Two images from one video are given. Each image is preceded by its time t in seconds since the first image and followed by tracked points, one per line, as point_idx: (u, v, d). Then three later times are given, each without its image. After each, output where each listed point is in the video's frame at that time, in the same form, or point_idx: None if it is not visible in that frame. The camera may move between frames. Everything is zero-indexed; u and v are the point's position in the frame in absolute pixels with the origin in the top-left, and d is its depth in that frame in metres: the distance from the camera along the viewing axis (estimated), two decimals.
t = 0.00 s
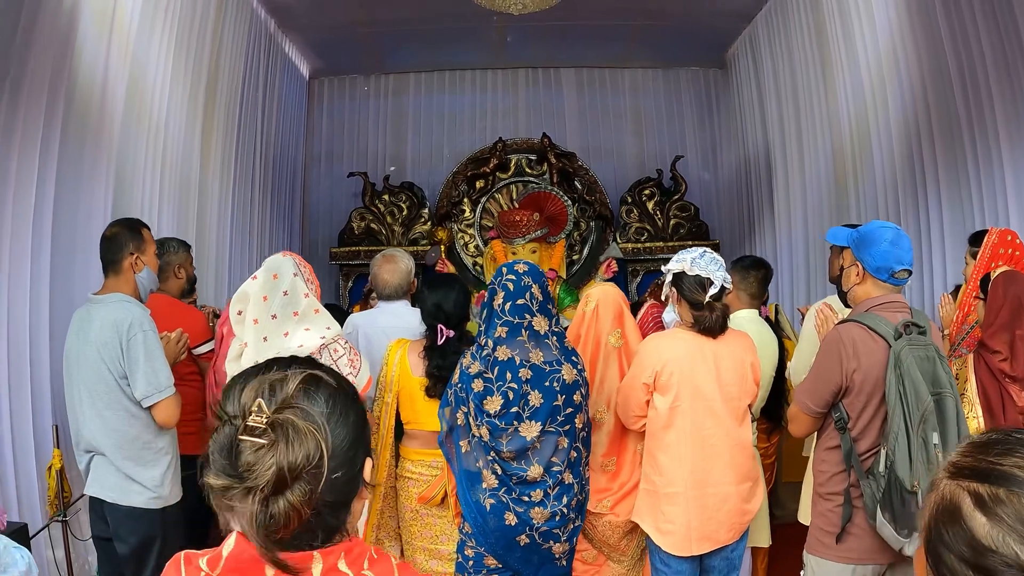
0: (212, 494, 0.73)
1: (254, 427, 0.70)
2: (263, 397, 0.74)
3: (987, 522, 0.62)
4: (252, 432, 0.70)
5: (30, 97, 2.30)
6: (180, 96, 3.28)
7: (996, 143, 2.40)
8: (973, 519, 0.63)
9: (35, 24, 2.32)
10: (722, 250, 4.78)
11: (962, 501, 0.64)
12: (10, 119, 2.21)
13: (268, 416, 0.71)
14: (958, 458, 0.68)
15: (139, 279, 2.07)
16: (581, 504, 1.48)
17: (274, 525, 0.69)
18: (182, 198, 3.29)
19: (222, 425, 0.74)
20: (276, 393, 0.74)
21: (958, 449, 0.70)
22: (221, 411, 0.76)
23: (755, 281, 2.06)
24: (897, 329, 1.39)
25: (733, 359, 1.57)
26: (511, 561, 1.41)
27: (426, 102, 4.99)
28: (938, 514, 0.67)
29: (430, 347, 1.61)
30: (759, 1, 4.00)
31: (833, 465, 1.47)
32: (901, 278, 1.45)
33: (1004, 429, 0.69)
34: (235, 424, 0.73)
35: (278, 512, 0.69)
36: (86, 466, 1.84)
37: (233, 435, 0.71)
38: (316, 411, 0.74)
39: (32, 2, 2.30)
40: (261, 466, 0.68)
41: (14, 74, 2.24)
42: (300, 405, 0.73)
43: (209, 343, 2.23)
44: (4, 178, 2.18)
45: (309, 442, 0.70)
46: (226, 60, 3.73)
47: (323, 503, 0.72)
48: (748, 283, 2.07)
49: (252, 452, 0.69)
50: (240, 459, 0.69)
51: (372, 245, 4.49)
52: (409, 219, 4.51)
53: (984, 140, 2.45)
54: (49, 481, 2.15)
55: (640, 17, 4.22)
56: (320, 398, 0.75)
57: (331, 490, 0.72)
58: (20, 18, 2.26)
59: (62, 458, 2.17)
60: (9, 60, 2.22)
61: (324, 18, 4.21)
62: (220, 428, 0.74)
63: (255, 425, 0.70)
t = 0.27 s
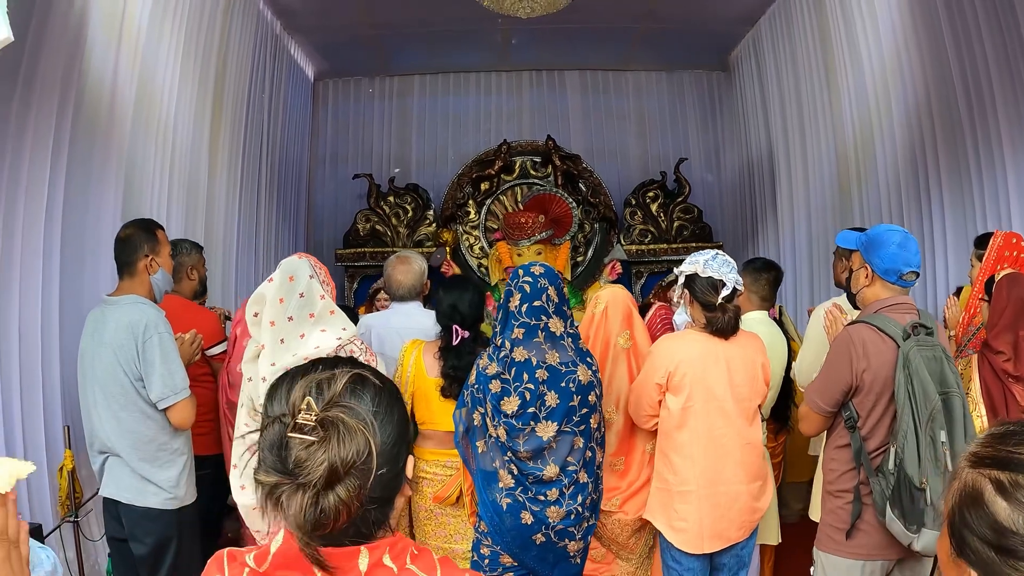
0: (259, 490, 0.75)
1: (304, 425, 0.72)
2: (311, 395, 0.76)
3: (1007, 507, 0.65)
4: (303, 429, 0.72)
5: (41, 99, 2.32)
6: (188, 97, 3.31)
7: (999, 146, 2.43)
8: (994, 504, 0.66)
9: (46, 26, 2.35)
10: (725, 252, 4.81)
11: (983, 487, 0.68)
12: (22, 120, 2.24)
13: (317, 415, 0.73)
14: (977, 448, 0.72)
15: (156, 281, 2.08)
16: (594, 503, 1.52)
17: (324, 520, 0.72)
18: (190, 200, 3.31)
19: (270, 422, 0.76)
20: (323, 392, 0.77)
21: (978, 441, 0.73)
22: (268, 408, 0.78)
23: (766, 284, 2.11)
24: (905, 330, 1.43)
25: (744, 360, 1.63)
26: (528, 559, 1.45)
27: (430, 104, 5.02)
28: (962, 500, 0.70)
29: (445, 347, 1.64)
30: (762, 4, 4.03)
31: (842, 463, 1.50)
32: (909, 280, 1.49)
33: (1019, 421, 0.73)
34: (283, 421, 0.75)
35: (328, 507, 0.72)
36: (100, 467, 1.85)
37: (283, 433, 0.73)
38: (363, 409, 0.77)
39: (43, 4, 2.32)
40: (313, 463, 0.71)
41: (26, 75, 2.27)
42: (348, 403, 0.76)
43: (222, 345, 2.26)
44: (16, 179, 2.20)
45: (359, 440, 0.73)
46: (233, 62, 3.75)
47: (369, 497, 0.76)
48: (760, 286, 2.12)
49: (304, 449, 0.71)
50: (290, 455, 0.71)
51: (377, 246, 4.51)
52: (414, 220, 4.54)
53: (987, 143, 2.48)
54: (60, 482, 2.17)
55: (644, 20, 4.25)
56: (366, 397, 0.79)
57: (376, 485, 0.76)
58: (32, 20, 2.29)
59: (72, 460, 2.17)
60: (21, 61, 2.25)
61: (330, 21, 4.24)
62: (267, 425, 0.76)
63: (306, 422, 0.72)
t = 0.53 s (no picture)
0: (296, 494, 0.78)
1: (340, 431, 0.75)
2: (346, 401, 0.79)
3: (1019, 502, 0.68)
4: (339, 435, 0.75)
5: (50, 102, 2.34)
6: (194, 100, 3.33)
7: (1000, 149, 2.46)
8: (1006, 499, 0.69)
9: (55, 28, 2.37)
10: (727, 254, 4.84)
11: (995, 484, 0.70)
12: (31, 122, 2.26)
13: (353, 420, 0.76)
14: (988, 449, 0.75)
15: (168, 284, 2.09)
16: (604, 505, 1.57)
17: (360, 523, 0.75)
18: (196, 201, 3.33)
19: (306, 428, 0.79)
20: (358, 398, 0.80)
21: (987, 443, 0.77)
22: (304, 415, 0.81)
23: (772, 286, 2.14)
24: (911, 334, 1.45)
25: (752, 363, 1.67)
26: (540, 560, 1.50)
27: (434, 107, 5.05)
28: (975, 497, 0.72)
29: (459, 351, 1.67)
30: (764, 8, 4.06)
31: (850, 464, 1.53)
32: (915, 284, 1.52)
33: None
34: (320, 427, 0.78)
35: (365, 510, 0.74)
36: (111, 470, 1.87)
37: (319, 438, 0.76)
38: (398, 415, 0.80)
39: (52, 7, 2.34)
40: (351, 468, 0.73)
41: (35, 78, 2.29)
42: (382, 409, 0.79)
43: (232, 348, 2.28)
44: (25, 182, 2.22)
45: (395, 445, 0.76)
46: (238, 65, 3.78)
47: (404, 502, 0.78)
48: (766, 288, 2.15)
49: (340, 454, 0.74)
50: (327, 460, 0.74)
51: (381, 248, 4.53)
52: (418, 223, 4.56)
53: (989, 146, 2.51)
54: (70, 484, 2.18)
55: (646, 24, 4.28)
56: (400, 403, 0.81)
57: (411, 490, 0.78)
58: (41, 23, 2.31)
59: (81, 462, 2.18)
60: (31, 64, 2.27)
61: (335, 23, 4.27)
62: (303, 431, 0.79)
63: (342, 429, 0.75)
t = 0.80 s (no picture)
0: (316, 508, 0.79)
1: (358, 445, 0.77)
2: (363, 416, 0.80)
3: (1019, 512, 0.70)
4: (357, 449, 0.77)
5: (53, 107, 2.35)
6: (197, 104, 3.34)
7: (1000, 152, 2.47)
8: (1006, 509, 0.70)
9: (59, 33, 2.38)
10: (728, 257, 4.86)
11: (996, 494, 0.72)
12: (36, 128, 2.27)
13: (371, 435, 0.78)
14: (991, 459, 0.76)
15: (174, 290, 2.10)
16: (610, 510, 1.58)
17: (381, 535, 0.76)
18: (199, 205, 3.34)
19: (324, 443, 0.80)
20: (375, 412, 0.81)
21: (988, 453, 0.77)
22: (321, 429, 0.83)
23: (775, 291, 2.16)
24: (914, 340, 1.47)
25: (756, 369, 1.68)
26: (545, 564, 1.52)
27: (435, 110, 5.07)
28: (977, 506, 0.74)
29: (466, 357, 1.69)
30: (764, 12, 4.08)
31: (853, 469, 1.54)
32: (918, 291, 1.54)
33: None
34: (338, 442, 0.79)
35: (385, 523, 0.76)
36: (118, 476, 1.88)
37: (338, 453, 0.78)
38: (414, 429, 0.81)
39: (56, 12, 2.36)
40: (371, 482, 0.75)
41: (40, 83, 2.30)
42: (399, 423, 0.81)
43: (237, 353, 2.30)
44: (30, 189, 2.23)
45: (412, 459, 0.78)
46: (240, 69, 3.79)
47: (422, 514, 0.80)
48: (769, 293, 2.17)
49: (360, 469, 0.76)
50: (346, 475, 0.76)
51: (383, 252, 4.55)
52: (420, 227, 4.58)
53: (989, 149, 2.53)
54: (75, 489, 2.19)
55: (647, 28, 4.29)
56: (416, 416, 0.83)
57: (428, 502, 0.80)
58: (45, 29, 2.32)
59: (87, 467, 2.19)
60: (35, 70, 2.28)
61: (337, 27, 4.29)
62: (321, 446, 0.81)
63: (360, 443, 0.77)
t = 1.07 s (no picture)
0: (320, 522, 0.79)
1: (363, 459, 0.78)
2: (367, 430, 0.81)
3: (1016, 527, 0.70)
4: (362, 463, 0.78)
5: (53, 110, 2.35)
6: (197, 107, 3.35)
7: (1000, 155, 2.48)
8: (1004, 524, 0.71)
9: (59, 38, 2.38)
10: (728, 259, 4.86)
11: (994, 509, 0.73)
12: (36, 133, 2.27)
13: (374, 449, 0.79)
14: (988, 473, 0.77)
15: (175, 296, 2.10)
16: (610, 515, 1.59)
17: (384, 549, 0.77)
18: (199, 207, 3.34)
19: (327, 457, 0.81)
20: (378, 426, 0.82)
21: (986, 467, 0.78)
22: (324, 443, 0.83)
23: (775, 295, 2.16)
24: (914, 347, 1.48)
25: (756, 375, 1.69)
26: (546, 569, 1.53)
27: (435, 112, 5.07)
28: (975, 521, 0.75)
29: (467, 362, 1.69)
30: (764, 15, 4.09)
31: (853, 475, 1.55)
32: (918, 297, 1.55)
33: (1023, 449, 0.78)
34: (342, 456, 0.80)
35: (388, 537, 0.77)
36: (120, 482, 1.88)
37: (342, 467, 0.79)
38: (417, 442, 0.82)
39: (57, 15, 2.36)
40: (375, 496, 0.76)
41: (41, 87, 2.30)
42: (402, 437, 0.81)
43: (237, 358, 2.30)
44: (30, 194, 2.24)
45: (416, 472, 0.79)
46: (240, 72, 3.79)
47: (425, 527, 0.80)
48: (769, 298, 2.18)
49: (365, 483, 0.76)
50: (350, 489, 0.76)
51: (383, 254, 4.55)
52: (420, 229, 4.58)
53: (988, 152, 2.53)
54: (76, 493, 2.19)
55: (647, 30, 4.30)
56: (419, 429, 0.84)
57: (432, 516, 0.81)
58: (45, 34, 2.32)
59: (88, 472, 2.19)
60: (35, 76, 2.28)
61: (337, 30, 4.29)
62: (324, 460, 0.82)
63: (364, 457, 0.78)
